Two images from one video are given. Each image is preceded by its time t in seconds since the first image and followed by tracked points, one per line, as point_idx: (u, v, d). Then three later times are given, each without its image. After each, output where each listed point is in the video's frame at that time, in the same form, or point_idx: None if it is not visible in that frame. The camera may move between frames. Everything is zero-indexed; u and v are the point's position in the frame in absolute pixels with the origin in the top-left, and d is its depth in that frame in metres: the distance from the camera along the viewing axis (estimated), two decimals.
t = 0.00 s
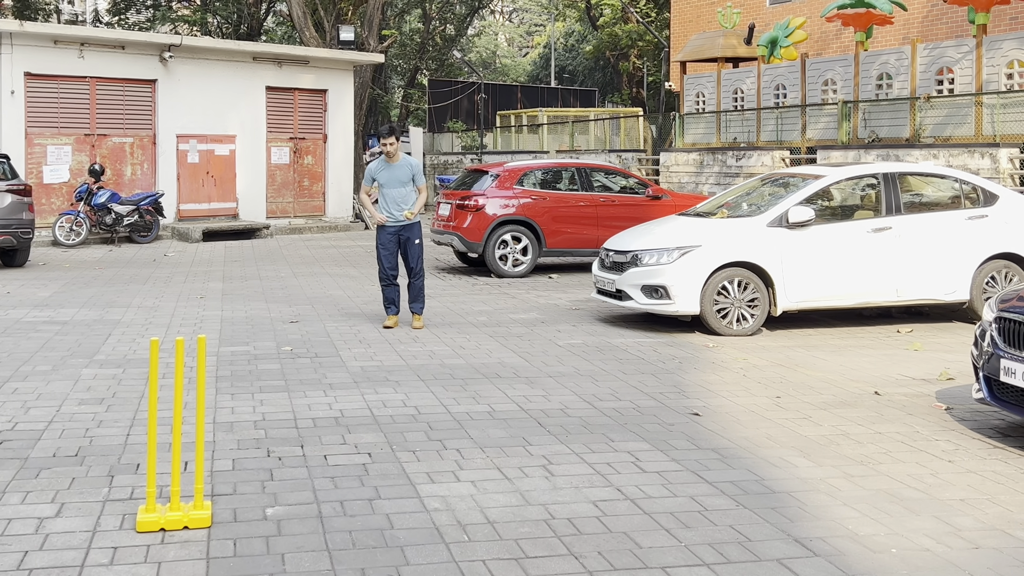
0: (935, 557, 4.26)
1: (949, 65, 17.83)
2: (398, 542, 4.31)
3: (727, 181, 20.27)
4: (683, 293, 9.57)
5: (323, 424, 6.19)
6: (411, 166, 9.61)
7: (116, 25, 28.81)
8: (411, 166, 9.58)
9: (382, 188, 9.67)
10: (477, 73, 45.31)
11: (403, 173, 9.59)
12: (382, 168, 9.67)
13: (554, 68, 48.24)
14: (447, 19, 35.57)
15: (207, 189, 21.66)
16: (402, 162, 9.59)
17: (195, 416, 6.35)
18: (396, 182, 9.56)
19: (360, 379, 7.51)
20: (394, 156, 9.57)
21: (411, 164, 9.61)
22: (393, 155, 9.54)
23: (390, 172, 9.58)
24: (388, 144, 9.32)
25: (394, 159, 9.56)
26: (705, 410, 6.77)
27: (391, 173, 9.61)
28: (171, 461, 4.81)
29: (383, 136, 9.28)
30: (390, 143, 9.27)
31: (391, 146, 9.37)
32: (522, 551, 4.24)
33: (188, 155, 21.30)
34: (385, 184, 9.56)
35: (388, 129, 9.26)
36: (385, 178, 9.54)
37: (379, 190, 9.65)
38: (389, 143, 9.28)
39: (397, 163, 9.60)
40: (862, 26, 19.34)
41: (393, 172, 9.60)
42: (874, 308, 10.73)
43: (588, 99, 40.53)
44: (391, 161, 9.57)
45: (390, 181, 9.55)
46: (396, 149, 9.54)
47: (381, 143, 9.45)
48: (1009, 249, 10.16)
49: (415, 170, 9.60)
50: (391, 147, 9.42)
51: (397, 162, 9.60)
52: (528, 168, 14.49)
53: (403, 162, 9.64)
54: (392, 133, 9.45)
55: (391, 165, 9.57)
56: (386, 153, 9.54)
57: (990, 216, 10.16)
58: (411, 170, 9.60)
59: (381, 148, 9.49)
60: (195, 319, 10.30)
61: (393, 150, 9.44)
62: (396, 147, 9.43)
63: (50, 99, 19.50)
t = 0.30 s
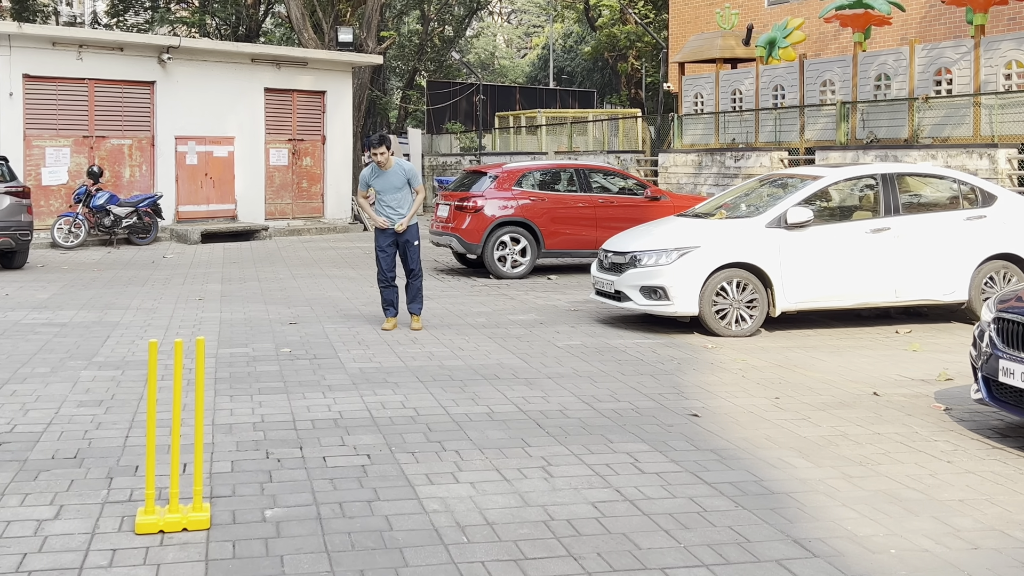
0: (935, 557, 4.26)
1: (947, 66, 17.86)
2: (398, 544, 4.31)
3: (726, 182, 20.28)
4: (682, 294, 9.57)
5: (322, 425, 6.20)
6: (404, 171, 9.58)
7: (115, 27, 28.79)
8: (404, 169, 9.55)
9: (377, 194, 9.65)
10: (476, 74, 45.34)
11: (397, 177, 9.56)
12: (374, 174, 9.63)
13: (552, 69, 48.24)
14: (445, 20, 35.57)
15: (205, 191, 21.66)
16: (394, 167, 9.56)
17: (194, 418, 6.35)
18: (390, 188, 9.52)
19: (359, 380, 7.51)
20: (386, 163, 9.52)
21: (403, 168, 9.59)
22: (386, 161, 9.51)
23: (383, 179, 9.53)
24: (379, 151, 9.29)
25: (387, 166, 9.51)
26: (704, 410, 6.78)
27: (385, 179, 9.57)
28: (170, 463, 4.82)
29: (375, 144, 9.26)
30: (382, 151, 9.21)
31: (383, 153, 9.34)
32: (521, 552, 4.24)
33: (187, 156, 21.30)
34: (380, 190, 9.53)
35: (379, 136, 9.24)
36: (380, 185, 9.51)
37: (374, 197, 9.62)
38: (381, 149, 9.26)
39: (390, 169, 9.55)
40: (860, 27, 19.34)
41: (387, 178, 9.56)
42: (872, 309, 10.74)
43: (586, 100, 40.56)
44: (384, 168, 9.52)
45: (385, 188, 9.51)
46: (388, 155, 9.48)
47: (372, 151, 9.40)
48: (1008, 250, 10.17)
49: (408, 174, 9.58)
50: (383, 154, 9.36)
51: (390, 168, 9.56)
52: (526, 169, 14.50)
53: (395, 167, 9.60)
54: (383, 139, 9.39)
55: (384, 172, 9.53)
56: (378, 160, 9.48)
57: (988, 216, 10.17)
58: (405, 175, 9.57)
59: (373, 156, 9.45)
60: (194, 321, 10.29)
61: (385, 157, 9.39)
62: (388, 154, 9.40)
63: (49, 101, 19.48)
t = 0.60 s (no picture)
0: (935, 558, 4.26)
1: (946, 66, 17.85)
2: (398, 545, 4.30)
3: (726, 182, 20.29)
4: (682, 294, 9.57)
5: (322, 427, 6.19)
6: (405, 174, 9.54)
7: (114, 28, 28.80)
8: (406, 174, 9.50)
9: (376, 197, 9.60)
10: (475, 75, 45.34)
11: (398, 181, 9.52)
12: (373, 178, 9.56)
13: (552, 69, 48.24)
14: (444, 21, 35.56)
15: (204, 192, 21.66)
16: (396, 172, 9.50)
17: (194, 419, 6.34)
18: (392, 193, 9.48)
19: (359, 381, 7.51)
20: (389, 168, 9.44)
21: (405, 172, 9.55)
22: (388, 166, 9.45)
23: (385, 184, 9.47)
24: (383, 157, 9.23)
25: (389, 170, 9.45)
26: (704, 411, 6.78)
27: (385, 184, 9.52)
28: (169, 464, 4.81)
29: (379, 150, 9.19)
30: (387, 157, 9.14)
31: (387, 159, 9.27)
32: (522, 554, 4.24)
33: (186, 158, 21.31)
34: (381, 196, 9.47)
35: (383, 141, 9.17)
36: (381, 191, 9.45)
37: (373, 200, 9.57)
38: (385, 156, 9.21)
39: (391, 174, 9.49)
40: (859, 27, 19.34)
41: (388, 183, 9.50)
42: (872, 309, 10.74)
43: (586, 100, 40.55)
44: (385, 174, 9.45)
45: (386, 194, 9.46)
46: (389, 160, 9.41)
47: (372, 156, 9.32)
48: (1007, 250, 10.17)
49: (410, 178, 9.54)
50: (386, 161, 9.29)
51: (391, 173, 9.49)
52: (526, 170, 14.49)
53: (396, 171, 9.54)
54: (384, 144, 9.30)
55: (386, 178, 9.46)
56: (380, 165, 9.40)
57: (987, 217, 10.17)
58: (406, 179, 9.52)
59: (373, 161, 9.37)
60: (193, 322, 10.28)
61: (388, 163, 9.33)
62: (390, 160, 9.34)
63: (48, 103, 19.48)
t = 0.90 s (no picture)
0: (935, 558, 4.26)
1: (945, 66, 17.85)
2: (398, 545, 4.30)
3: (725, 182, 20.31)
4: (681, 295, 9.57)
5: (321, 427, 6.19)
6: (417, 181, 9.49)
7: (113, 28, 28.86)
8: (417, 181, 9.46)
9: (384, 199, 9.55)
10: (475, 76, 45.35)
11: (408, 188, 9.48)
12: (384, 179, 9.52)
13: (551, 70, 48.24)
14: (444, 21, 35.56)
15: (204, 193, 21.66)
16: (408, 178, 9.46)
17: (193, 420, 6.34)
18: (401, 198, 9.43)
19: (359, 382, 7.51)
20: (401, 171, 9.40)
21: (417, 180, 9.50)
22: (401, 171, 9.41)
23: (395, 188, 9.43)
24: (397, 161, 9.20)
25: (401, 174, 9.40)
26: (703, 411, 6.78)
27: (395, 186, 9.47)
28: (169, 464, 4.81)
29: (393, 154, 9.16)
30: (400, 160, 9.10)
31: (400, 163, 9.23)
32: (521, 554, 4.24)
33: (185, 158, 21.31)
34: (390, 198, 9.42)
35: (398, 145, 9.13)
36: (389, 193, 9.41)
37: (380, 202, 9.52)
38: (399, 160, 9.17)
39: (403, 178, 9.45)
40: (858, 27, 19.35)
41: (398, 186, 9.46)
42: (871, 309, 10.73)
43: (585, 100, 40.56)
44: (397, 177, 9.41)
45: (395, 197, 9.42)
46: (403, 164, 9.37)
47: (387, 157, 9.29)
48: (1007, 250, 10.18)
49: (421, 185, 9.49)
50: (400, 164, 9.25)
51: (403, 177, 9.45)
52: (526, 170, 14.49)
53: (408, 175, 9.50)
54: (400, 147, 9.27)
55: (397, 181, 9.42)
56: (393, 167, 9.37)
57: (987, 217, 10.17)
58: (417, 185, 9.48)
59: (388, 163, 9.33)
60: (192, 323, 10.28)
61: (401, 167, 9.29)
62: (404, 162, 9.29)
63: (48, 103, 19.49)
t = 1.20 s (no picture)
0: (935, 557, 4.26)
1: (945, 65, 17.87)
2: (398, 545, 4.30)
3: (724, 182, 20.30)
4: (681, 294, 9.56)
5: (321, 427, 6.19)
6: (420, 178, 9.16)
7: (112, 29, 28.87)
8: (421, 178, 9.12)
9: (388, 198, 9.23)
10: (474, 75, 45.32)
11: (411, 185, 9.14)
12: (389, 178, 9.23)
13: (550, 70, 48.23)
14: (443, 21, 35.54)
15: (203, 193, 21.66)
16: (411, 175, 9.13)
17: (193, 419, 6.34)
18: (403, 196, 9.09)
19: (358, 381, 7.51)
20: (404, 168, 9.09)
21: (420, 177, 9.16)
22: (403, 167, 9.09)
23: (398, 185, 9.10)
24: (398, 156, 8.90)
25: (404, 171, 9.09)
26: (703, 411, 6.78)
27: (399, 185, 9.17)
28: (168, 465, 4.81)
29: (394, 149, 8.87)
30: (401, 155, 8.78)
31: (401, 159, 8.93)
32: (521, 553, 4.24)
33: (185, 158, 21.30)
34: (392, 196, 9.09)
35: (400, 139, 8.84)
36: (391, 191, 9.09)
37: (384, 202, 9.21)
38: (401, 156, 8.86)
39: (406, 176, 9.11)
40: (858, 26, 19.34)
41: (402, 185, 9.15)
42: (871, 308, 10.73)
43: (584, 100, 40.55)
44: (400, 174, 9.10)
45: (398, 195, 9.09)
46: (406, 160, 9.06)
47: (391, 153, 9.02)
48: (1007, 249, 10.18)
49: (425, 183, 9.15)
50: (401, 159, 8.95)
51: (406, 175, 9.14)
52: (525, 170, 14.49)
53: (413, 174, 9.18)
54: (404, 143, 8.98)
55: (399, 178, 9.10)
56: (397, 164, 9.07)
57: (986, 216, 10.17)
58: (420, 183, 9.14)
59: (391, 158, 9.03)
60: (192, 323, 10.28)
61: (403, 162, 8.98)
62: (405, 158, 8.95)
63: (47, 103, 19.49)
